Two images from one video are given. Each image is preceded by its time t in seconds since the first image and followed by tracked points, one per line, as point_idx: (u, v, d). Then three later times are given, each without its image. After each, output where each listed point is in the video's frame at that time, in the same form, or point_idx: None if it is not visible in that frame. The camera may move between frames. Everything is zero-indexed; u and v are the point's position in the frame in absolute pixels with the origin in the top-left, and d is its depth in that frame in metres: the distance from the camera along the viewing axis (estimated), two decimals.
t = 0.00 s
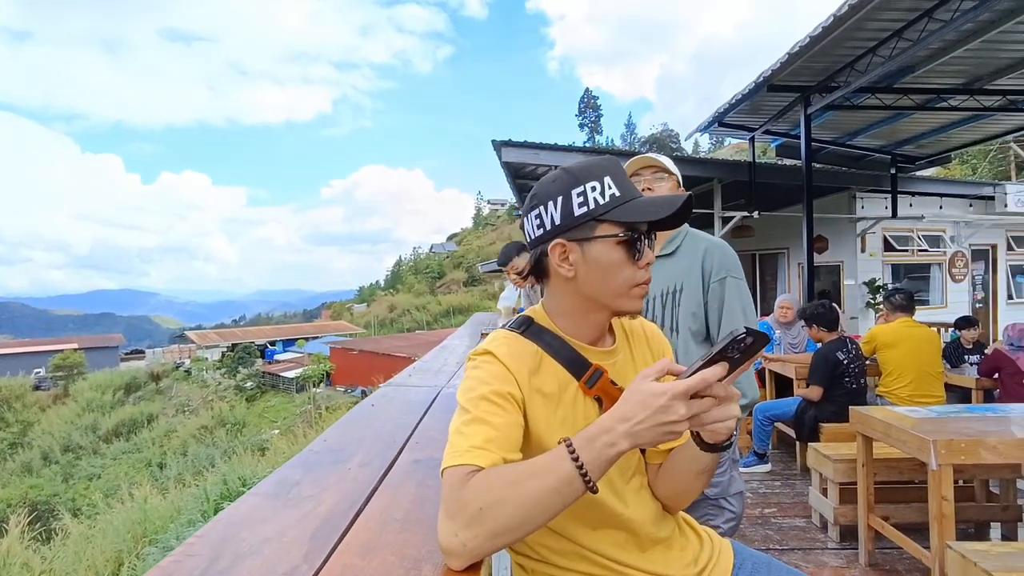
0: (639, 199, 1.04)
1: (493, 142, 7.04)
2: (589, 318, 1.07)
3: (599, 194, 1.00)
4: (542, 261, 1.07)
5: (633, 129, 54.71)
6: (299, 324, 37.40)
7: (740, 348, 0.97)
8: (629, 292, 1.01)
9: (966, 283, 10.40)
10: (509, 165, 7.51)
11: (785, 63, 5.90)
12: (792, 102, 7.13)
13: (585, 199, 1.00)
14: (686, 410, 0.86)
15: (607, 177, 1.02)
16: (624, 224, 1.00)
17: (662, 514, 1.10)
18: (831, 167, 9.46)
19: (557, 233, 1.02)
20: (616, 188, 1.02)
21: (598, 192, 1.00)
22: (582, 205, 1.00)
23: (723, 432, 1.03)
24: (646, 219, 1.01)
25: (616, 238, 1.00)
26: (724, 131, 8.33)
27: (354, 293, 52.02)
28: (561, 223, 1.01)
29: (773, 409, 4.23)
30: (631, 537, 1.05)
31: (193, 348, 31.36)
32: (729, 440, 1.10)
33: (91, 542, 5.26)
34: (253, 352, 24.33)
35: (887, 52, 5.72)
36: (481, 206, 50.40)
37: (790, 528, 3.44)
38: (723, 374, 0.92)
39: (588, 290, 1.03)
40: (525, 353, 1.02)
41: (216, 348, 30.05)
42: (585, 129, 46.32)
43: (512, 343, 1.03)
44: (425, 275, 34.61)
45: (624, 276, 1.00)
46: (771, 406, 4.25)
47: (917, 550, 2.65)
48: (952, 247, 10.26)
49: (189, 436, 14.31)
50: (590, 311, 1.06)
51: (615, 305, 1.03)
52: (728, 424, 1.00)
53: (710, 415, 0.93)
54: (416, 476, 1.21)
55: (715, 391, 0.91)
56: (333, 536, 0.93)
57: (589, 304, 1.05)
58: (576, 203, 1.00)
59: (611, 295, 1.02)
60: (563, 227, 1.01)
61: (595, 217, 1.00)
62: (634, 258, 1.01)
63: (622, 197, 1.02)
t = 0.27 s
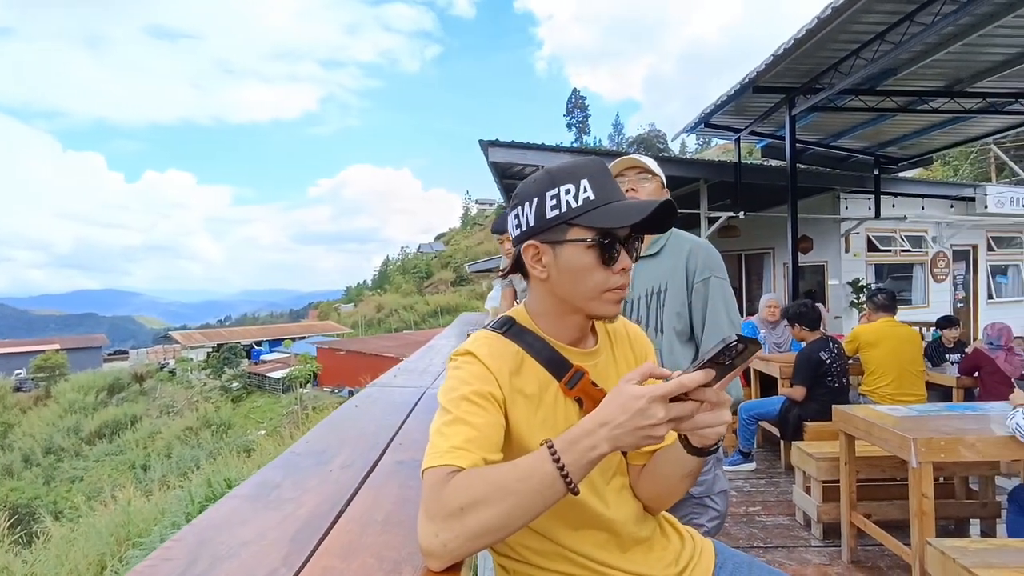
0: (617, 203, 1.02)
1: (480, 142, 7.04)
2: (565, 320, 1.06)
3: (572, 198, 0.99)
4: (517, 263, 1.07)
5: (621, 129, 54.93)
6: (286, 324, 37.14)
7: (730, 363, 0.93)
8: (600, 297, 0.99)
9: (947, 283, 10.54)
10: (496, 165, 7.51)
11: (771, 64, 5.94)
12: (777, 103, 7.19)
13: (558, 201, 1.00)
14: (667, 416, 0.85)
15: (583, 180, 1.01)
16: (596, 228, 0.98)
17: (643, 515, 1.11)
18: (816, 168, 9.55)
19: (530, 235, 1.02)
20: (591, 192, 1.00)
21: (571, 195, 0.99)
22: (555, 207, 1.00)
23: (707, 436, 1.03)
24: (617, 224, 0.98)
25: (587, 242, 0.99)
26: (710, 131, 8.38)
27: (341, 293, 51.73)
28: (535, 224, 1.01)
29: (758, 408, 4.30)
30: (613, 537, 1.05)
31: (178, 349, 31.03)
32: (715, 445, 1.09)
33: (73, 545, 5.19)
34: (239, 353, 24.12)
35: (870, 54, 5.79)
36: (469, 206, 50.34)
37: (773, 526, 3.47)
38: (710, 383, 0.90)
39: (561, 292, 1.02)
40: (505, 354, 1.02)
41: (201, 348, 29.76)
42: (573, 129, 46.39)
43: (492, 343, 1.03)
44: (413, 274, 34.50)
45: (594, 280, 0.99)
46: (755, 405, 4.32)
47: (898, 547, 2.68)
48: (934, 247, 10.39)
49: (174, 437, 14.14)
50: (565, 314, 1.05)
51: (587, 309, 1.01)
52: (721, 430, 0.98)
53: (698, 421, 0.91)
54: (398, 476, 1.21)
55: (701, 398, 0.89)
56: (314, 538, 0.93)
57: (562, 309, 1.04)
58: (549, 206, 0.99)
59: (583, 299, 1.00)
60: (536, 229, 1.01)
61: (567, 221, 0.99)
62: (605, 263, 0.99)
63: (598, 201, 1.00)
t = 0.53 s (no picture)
0: (585, 205, 1.01)
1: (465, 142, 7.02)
2: (536, 320, 1.06)
3: (539, 199, 0.99)
4: (488, 264, 1.08)
5: (606, 130, 55.09)
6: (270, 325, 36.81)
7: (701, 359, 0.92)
8: (567, 299, 0.99)
9: (926, 284, 10.71)
10: (481, 165, 7.50)
11: (753, 66, 5.99)
12: (759, 105, 7.25)
13: (525, 203, 1.00)
14: (635, 409, 0.85)
15: (552, 182, 1.01)
16: (562, 231, 0.98)
17: (617, 513, 1.11)
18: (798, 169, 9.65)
19: (499, 235, 1.02)
20: (559, 194, 1.00)
21: (538, 197, 0.99)
22: (522, 209, 1.00)
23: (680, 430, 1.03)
24: (583, 226, 0.98)
25: (553, 243, 0.99)
26: (693, 133, 8.44)
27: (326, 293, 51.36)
28: (503, 226, 1.01)
29: (740, 407, 4.32)
30: (588, 535, 1.05)
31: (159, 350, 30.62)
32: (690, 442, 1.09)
33: (50, 550, 5.10)
34: (222, 354, 23.86)
35: (850, 58, 5.86)
36: (455, 206, 50.23)
37: (754, 524, 3.50)
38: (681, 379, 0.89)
39: (529, 294, 1.02)
40: (479, 353, 1.02)
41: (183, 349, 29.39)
42: (559, 130, 46.45)
43: (464, 341, 1.03)
44: (399, 275, 34.34)
45: (559, 282, 0.99)
46: (737, 404, 4.34)
47: (874, 543, 2.71)
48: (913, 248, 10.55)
49: (155, 438, 13.94)
50: (535, 315, 1.05)
51: (554, 310, 1.01)
52: (694, 426, 0.97)
53: (670, 415, 0.91)
54: (373, 476, 1.20)
55: (672, 391, 0.89)
56: (284, 539, 0.92)
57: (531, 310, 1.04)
58: (516, 208, 1.00)
59: (550, 300, 1.00)
60: (504, 231, 1.01)
61: (533, 223, 0.99)
62: (571, 265, 0.99)
63: (565, 203, 1.00)
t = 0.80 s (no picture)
0: (547, 210, 1.00)
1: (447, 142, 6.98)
2: (500, 325, 1.05)
3: (500, 205, 0.98)
4: (450, 269, 1.07)
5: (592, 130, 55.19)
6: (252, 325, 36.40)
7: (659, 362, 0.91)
8: (529, 306, 0.98)
9: (903, 283, 10.87)
10: (463, 165, 7.46)
11: (733, 68, 6.03)
12: (740, 106, 7.30)
13: (486, 208, 0.99)
14: (594, 415, 0.84)
15: (514, 186, 0.99)
16: (524, 236, 0.97)
17: (582, 519, 1.10)
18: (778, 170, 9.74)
19: (460, 240, 1.01)
20: (520, 199, 0.98)
21: (500, 202, 0.98)
22: (483, 214, 0.99)
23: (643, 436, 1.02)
24: (544, 231, 0.97)
25: (515, 249, 0.98)
26: (675, 133, 8.47)
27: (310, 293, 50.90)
28: (465, 230, 1.00)
29: (718, 407, 4.34)
30: (551, 544, 1.03)
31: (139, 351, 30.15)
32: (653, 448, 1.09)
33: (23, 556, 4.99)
34: (203, 355, 23.54)
35: (827, 60, 5.92)
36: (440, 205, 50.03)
37: (732, 523, 3.52)
38: (639, 382, 0.88)
39: (492, 301, 1.01)
40: (442, 358, 1.00)
41: (163, 350, 28.96)
42: (544, 129, 46.23)
43: (426, 346, 1.01)
44: (383, 274, 34.12)
45: (522, 288, 0.98)
46: (716, 404, 4.36)
47: (849, 542, 2.73)
48: (891, 248, 10.70)
49: (134, 441, 13.72)
50: (498, 321, 1.04)
51: (518, 316, 1.00)
52: (655, 432, 0.97)
53: (631, 419, 0.90)
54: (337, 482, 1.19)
55: (630, 396, 0.88)
56: (239, 549, 0.90)
57: (494, 316, 1.03)
58: (478, 213, 0.99)
59: (513, 306, 0.99)
60: (466, 236, 1.00)
61: (493, 229, 0.98)
62: (533, 270, 0.98)
63: (527, 208, 0.98)
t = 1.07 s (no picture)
0: (497, 220, 1.00)
1: (429, 142, 6.95)
2: (448, 334, 1.04)
3: (449, 214, 0.98)
4: (400, 275, 1.06)
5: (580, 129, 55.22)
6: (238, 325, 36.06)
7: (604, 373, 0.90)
8: (476, 316, 0.98)
9: (884, 284, 11.00)
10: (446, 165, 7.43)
11: (714, 69, 6.05)
12: (721, 107, 7.34)
13: (434, 216, 0.98)
14: (536, 427, 0.83)
15: (463, 196, 0.99)
16: (472, 246, 0.97)
17: (535, 527, 1.10)
18: (761, 171, 9.81)
19: (409, 247, 1.01)
20: (469, 208, 0.98)
21: (449, 211, 0.98)
22: (431, 223, 0.98)
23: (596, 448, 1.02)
24: (491, 242, 0.96)
25: (462, 259, 0.98)
26: (658, 134, 8.50)
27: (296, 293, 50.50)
28: (412, 238, 1.00)
29: (698, 407, 4.35)
30: (501, 551, 1.03)
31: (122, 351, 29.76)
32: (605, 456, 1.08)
33: None
34: (187, 355, 23.28)
35: (806, 63, 5.96)
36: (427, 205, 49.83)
37: (709, 524, 3.53)
38: (584, 393, 0.87)
39: (440, 309, 1.01)
40: (389, 366, 0.99)
41: (146, 350, 28.60)
42: (532, 128, 46.07)
43: (373, 354, 1.00)
44: (370, 274, 33.94)
45: (469, 298, 0.98)
46: (696, 404, 4.38)
47: (820, 542, 2.75)
48: (871, 248, 10.82)
49: (116, 443, 13.52)
50: (447, 329, 1.04)
51: (465, 326, 0.99)
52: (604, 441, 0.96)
53: (577, 432, 0.89)
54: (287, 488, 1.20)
55: (576, 407, 0.87)
56: (178, 561, 0.90)
57: (442, 325, 1.02)
58: (426, 221, 0.98)
59: (460, 315, 0.99)
60: (414, 243, 1.00)
61: (441, 238, 0.97)
62: (480, 281, 0.98)
63: (476, 218, 0.98)
